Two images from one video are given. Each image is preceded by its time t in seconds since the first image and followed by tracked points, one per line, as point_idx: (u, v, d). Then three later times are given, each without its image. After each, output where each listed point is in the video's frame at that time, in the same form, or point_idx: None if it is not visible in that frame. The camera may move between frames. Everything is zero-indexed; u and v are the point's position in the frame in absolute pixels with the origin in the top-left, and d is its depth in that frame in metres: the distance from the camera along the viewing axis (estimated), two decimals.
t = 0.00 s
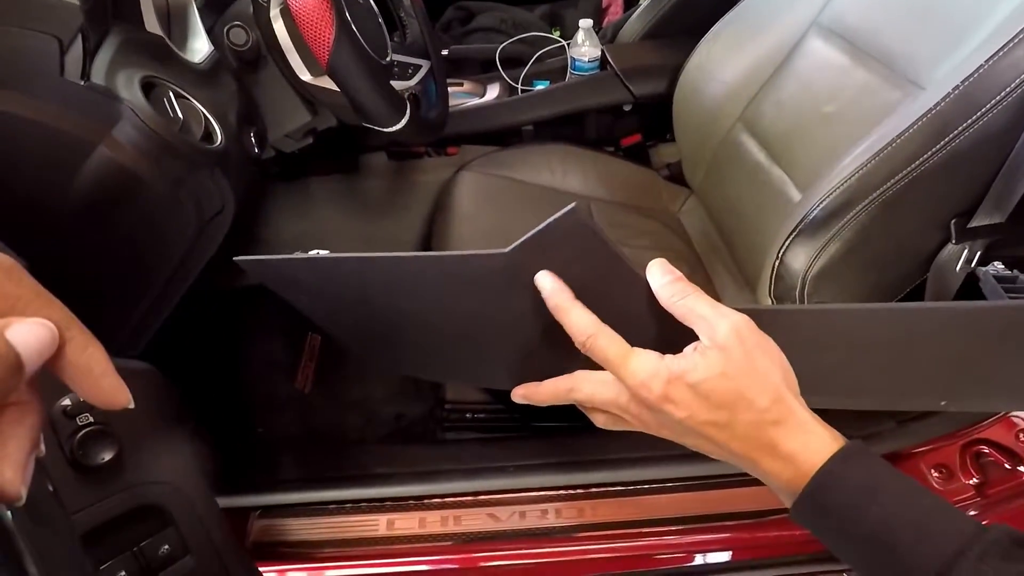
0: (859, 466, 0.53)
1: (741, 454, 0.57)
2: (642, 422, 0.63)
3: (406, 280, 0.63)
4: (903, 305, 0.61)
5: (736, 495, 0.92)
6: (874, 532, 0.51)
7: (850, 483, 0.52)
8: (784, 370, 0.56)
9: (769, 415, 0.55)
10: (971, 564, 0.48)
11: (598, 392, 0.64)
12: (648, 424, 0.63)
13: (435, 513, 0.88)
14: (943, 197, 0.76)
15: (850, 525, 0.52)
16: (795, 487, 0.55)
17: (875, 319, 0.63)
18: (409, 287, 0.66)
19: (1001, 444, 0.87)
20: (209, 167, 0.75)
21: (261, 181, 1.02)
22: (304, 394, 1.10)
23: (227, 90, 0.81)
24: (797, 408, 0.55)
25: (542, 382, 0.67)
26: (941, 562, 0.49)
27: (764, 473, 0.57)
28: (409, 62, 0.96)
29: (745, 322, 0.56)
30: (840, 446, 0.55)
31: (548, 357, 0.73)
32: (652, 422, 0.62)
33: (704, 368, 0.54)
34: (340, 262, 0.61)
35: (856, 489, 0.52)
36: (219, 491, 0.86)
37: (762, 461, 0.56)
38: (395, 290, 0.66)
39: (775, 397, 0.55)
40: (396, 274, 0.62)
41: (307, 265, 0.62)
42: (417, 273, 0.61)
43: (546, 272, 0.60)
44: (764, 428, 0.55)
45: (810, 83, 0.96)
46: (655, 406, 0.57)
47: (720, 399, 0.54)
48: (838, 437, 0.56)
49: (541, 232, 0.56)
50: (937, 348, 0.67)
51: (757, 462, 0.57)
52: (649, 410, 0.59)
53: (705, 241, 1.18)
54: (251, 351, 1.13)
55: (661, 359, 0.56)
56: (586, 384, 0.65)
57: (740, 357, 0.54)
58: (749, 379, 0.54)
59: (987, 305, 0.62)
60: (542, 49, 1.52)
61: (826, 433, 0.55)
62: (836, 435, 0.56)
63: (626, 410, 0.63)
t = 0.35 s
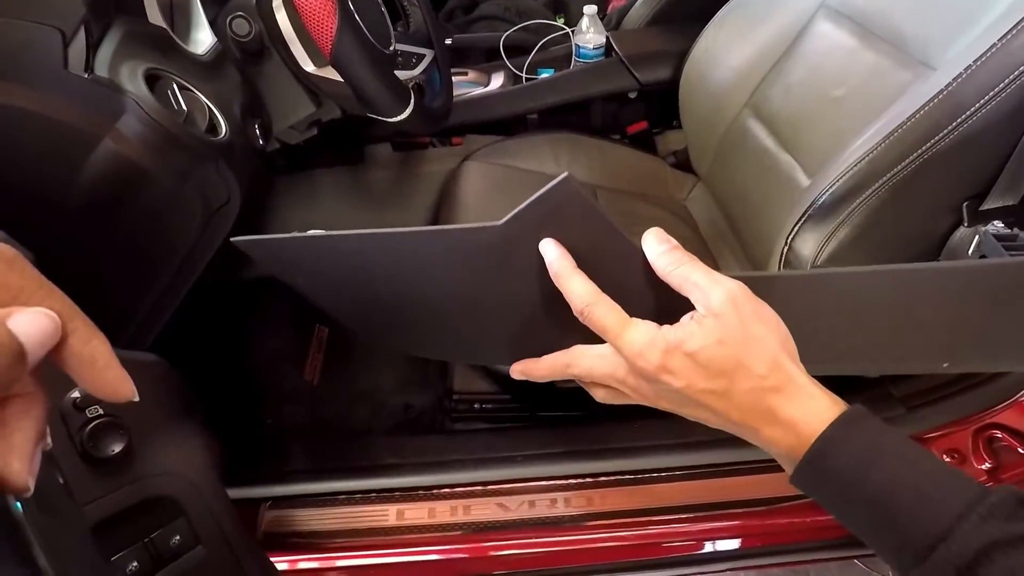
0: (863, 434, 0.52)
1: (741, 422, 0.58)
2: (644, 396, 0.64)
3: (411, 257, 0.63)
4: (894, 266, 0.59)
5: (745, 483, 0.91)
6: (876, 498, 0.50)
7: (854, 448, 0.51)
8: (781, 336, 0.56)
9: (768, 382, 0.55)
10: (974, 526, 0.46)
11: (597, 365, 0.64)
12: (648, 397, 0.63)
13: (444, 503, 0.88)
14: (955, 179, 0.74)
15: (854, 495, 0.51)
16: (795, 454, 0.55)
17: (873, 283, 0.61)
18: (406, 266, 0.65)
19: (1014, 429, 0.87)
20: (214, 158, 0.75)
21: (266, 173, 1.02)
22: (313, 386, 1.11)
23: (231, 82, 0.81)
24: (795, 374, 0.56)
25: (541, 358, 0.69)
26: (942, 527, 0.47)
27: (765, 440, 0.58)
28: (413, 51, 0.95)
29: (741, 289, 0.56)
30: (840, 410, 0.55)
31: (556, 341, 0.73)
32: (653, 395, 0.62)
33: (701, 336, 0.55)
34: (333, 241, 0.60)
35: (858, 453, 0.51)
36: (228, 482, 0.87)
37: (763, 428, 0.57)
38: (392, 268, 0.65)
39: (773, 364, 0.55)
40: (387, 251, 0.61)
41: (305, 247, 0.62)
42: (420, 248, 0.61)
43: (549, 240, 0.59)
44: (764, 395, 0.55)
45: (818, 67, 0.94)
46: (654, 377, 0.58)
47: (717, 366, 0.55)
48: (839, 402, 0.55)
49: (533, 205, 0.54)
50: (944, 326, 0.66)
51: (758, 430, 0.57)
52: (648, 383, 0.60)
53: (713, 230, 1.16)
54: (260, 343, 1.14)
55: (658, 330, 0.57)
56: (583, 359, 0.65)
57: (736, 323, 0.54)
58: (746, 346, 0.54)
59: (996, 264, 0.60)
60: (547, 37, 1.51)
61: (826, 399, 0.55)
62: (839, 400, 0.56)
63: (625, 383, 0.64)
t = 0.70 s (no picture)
0: (852, 416, 0.51)
1: (734, 404, 0.58)
2: (639, 382, 0.63)
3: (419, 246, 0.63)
4: (890, 250, 0.59)
5: (751, 476, 0.91)
6: (866, 479, 0.50)
7: (843, 426, 0.51)
8: (774, 319, 0.56)
9: (761, 364, 0.55)
10: (959, 503, 0.46)
11: (592, 350, 0.64)
12: (643, 382, 0.63)
13: (450, 494, 0.88)
14: (969, 171, 0.73)
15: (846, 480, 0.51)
16: (789, 436, 0.55)
17: (875, 268, 0.61)
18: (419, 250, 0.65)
19: None
20: (221, 149, 0.75)
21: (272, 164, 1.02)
22: (319, 377, 1.11)
23: (238, 71, 0.80)
24: (787, 356, 0.56)
25: (540, 343, 0.68)
26: (928, 504, 0.47)
27: (758, 422, 0.57)
28: (418, 41, 0.96)
29: (733, 274, 0.56)
30: (832, 392, 0.54)
31: (562, 330, 0.73)
32: (648, 381, 0.62)
33: (695, 320, 0.55)
34: (345, 227, 0.59)
35: (848, 431, 0.51)
36: (236, 472, 0.88)
37: (756, 411, 0.56)
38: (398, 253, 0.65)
39: (766, 346, 0.55)
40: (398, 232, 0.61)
41: (306, 233, 0.62)
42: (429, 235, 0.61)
43: (549, 226, 0.59)
44: (756, 377, 0.55)
45: (828, 57, 0.93)
46: (648, 361, 0.58)
47: (709, 350, 0.55)
48: (831, 384, 0.55)
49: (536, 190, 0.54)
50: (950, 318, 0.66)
51: (752, 413, 0.57)
52: (643, 368, 0.60)
53: (723, 225, 1.16)
54: (267, 334, 1.14)
55: (653, 315, 0.56)
56: (580, 344, 0.65)
57: (727, 308, 0.54)
58: (739, 329, 0.54)
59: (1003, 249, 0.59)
60: (554, 27, 1.50)
61: (818, 381, 0.55)
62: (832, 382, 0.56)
63: (621, 369, 0.63)
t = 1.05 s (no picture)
0: (845, 405, 0.51)
1: (719, 396, 0.57)
2: (626, 376, 0.64)
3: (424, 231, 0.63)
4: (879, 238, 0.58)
5: (755, 477, 0.91)
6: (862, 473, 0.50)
7: (849, 425, 0.51)
8: (758, 309, 0.55)
9: (743, 354, 0.54)
10: (940, 492, 0.46)
11: (576, 351, 0.64)
12: (630, 377, 0.63)
13: (455, 492, 0.88)
14: (977, 171, 0.73)
15: (832, 470, 0.51)
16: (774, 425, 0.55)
17: (869, 259, 0.61)
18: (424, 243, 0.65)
19: None
20: (230, 146, 0.76)
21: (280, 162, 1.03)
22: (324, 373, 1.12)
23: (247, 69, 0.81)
24: (772, 346, 0.55)
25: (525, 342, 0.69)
26: (908, 494, 0.47)
27: (744, 414, 0.57)
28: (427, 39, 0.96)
29: (719, 262, 0.55)
30: (817, 381, 0.54)
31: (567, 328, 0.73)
32: (635, 375, 0.62)
33: (676, 311, 0.54)
34: (345, 211, 0.60)
35: (853, 430, 0.50)
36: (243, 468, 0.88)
37: (741, 402, 0.56)
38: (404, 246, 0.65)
39: (749, 335, 0.54)
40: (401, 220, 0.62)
41: (312, 222, 0.62)
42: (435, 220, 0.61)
43: (531, 227, 0.61)
44: (738, 367, 0.55)
45: (836, 56, 0.93)
46: (631, 355, 0.58)
47: (690, 341, 0.54)
48: (815, 373, 0.55)
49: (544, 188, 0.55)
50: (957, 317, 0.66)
51: (737, 406, 0.57)
52: (628, 363, 0.60)
53: (730, 223, 1.16)
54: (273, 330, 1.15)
55: (633, 309, 0.56)
56: (564, 344, 0.65)
57: (709, 297, 0.54)
58: (722, 318, 0.53)
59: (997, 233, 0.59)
60: (561, 26, 1.49)
61: (801, 369, 0.55)
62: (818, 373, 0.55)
63: (607, 366, 0.64)
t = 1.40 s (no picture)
0: (839, 399, 0.51)
1: (683, 382, 0.57)
2: (597, 362, 0.63)
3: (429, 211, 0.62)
4: (867, 222, 0.59)
5: (760, 478, 0.91)
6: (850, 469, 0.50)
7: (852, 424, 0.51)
8: (729, 293, 0.56)
9: (708, 336, 0.54)
10: (915, 481, 0.46)
11: (551, 333, 0.64)
12: (598, 361, 0.63)
13: (460, 490, 0.88)
14: (988, 171, 0.72)
15: (801, 461, 0.51)
16: (738, 412, 0.54)
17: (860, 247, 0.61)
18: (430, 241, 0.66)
19: None
20: (238, 143, 0.76)
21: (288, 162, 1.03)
22: (329, 371, 1.12)
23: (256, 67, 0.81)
24: (740, 333, 0.55)
25: (502, 324, 0.69)
26: (883, 485, 0.47)
27: (710, 401, 0.57)
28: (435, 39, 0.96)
29: (700, 244, 0.55)
30: (785, 368, 0.54)
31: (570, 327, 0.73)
32: (603, 360, 0.62)
33: (644, 289, 0.54)
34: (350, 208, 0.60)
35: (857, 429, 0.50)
36: (249, 464, 0.89)
37: (705, 388, 0.56)
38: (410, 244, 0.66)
39: (716, 317, 0.54)
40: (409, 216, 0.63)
41: (315, 198, 0.62)
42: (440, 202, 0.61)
43: (499, 214, 0.61)
44: (703, 350, 0.54)
45: (845, 55, 0.92)
46: (596, 336, 0.57)
47: (656, 321, 0.54)
48: (783, 361, 0.55)
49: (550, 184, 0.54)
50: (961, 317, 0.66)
51: (704, 394, 0.57)
52: (597, 346, 0.60)
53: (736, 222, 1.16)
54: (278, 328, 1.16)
55: (600, 288, 0.56)
56: (538, 327, 0.65)
57: (680, 278, 0.54)
58: (690, 299, 0.53)
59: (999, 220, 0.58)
60: (568, 26, 1.49)
61: (768, 355, 0.54)
62: (786, 361, 0.55)
63: (577, 349, 0.63)
